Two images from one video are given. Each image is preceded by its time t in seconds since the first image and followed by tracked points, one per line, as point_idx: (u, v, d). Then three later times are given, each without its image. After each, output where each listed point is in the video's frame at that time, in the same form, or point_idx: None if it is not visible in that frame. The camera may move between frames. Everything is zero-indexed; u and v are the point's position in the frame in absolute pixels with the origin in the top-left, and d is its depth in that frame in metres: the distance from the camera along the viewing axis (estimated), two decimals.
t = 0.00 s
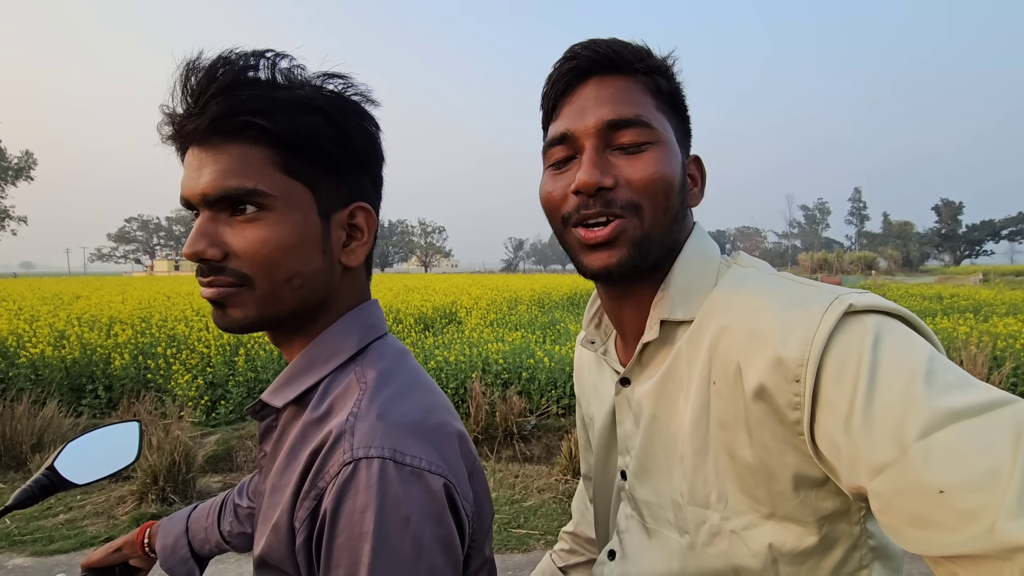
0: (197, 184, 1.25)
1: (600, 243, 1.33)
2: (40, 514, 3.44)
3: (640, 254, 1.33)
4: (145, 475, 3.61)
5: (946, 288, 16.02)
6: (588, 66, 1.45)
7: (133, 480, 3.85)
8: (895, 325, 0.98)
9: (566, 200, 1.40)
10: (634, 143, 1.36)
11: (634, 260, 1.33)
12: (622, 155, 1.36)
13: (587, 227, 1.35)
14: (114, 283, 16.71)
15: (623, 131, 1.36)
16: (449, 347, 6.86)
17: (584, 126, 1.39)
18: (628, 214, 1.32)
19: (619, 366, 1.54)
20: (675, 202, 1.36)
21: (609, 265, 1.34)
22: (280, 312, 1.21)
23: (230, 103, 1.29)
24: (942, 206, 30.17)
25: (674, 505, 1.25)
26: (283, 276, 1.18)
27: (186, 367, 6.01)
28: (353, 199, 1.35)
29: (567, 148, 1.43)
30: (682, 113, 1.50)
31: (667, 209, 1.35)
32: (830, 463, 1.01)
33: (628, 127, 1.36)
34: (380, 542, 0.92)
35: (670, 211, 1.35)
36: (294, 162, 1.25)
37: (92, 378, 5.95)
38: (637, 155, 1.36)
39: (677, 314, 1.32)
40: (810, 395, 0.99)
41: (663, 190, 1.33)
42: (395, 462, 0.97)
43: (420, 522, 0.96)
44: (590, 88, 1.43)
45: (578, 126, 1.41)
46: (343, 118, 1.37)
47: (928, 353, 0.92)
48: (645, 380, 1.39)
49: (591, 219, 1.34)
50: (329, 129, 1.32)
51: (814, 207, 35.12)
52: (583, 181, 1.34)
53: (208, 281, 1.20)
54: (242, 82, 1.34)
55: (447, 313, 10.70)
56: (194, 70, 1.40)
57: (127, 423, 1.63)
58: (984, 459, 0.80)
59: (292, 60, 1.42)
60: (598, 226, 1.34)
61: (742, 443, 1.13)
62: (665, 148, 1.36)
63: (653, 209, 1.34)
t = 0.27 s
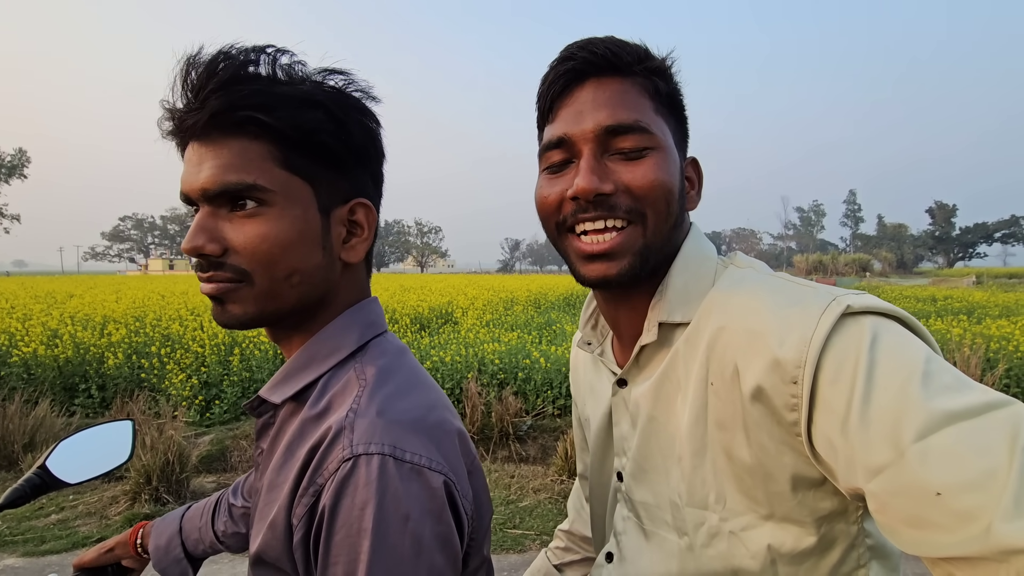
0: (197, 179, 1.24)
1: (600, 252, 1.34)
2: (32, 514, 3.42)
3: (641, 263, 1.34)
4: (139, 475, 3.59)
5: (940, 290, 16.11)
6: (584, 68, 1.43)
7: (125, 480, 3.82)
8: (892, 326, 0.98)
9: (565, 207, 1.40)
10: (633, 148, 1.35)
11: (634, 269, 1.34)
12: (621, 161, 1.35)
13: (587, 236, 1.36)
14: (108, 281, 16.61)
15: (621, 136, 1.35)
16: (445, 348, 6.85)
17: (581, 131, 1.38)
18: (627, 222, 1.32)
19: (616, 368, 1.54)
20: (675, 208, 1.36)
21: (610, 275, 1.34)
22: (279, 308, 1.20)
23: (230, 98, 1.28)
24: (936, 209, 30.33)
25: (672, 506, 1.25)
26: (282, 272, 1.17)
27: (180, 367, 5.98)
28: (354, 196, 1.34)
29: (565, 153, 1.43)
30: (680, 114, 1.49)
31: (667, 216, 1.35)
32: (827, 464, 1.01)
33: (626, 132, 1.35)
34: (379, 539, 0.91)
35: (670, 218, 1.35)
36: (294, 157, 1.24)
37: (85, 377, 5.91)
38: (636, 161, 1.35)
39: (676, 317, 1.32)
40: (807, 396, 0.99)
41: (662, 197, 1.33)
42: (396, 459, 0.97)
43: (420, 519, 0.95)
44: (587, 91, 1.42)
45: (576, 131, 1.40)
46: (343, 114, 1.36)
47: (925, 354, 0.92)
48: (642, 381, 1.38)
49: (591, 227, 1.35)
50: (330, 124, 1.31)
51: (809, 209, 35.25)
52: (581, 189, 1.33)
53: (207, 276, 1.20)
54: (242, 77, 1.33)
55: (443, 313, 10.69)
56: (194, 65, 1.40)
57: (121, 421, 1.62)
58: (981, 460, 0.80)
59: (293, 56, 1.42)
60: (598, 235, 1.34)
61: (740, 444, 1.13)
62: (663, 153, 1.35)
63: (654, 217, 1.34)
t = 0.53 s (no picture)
0: (210, 175, 1.24)
1: (606, 237, 1.34)
2: (26, 515, 3.40)
3: (641, 257, 1.35)
4: (134, 476, 3.57)
5: (934, 292, 16.20)
6: (628, 53, 1.42)
7: (121, 481, 3.80)
8: (888, 322, 0.99)
9: (580, 189, 1.39)
10: (658, 145, 1.35)
11: (632, 261, 1.35)
12: (644, 156, 1.35)
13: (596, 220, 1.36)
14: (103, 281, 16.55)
15: (651, 130, 1.35)
16: (441, 348, 6.84)
17: (612, 117, 1.37)
18: (636, 216, 1.33)
19: (615, 362, 1.54)
20: (687, 211, 1.36)
21: (608, 262, 1.36)
22: (290, 303, 1.20)
23: (244, 93, 1.28)
24: (930, 212, 30.49)
25: (673, 500, 1.25)
26: (293, 267, 1.17)
27: (176, 367, 5.96)
28: (364, 192, 1.34)
29: (590, 133, 1.42)
30: (710, 119, 1.49)
31: (677, 218, 1.35)
32: (825, 459, 1.01)
33: (656, 127, 1.35)
34: (388, 530, 0.91)
35: (680, 220, 1.36)
36: (306, 153, 1.24)
37: (80, 377, 5.88)
38: (659, 158, 1.35)
39: (674, 309, 1.32)
40: (804, 392, 1.00)
41: (675, 198, 1.34)
42: (404, 450, 0.97)
43: (429, 511, 0.95)
44: (627, 76, 1.40)
45: (607, 115, 1.39)
46: (355, 111, 1.36)
47: (923, 349, 0.93)
48: (641, 375, 1.39)
49: (601, 212, 1.35)
50: (341, 121, 1.31)
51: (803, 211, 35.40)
52: (600, 174, 1.33)
53: (219, 272, 1.19)
54: (255, 74, 1.33)
55: (440, 314, 10.68)
56: (207, 62, 1.40)
57: (121, 418, 1.61)
58: (979, 454, 0.80)
59: (304, 53, 1.42)
60: (606, 221, 1.34)
61: (738, 438, 1.13)
62: (687, 155, 1.36)
63: (662, 216, 1.34)
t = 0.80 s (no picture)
0: (208, 178, 1.23)
1: (616, 259, 1.34)
2: (19, 518, 3.37)
3: (654, 272, 1.35)
4: (129, 479, 3.55)
5: (929, 293, 16.26)
6: (616, 67, 1.41)
7: (116, 483, 3.78)
8: (903, 329, 0.98)
9: (584, 211, 1.39)
10: (659, 158, 1.34)
11: (647, 279, 1.35)
12: (646, 170, 1.35)
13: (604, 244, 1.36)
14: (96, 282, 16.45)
15: (649, 144, 1.34)
16: (438, 350, 6.83)
17: (608, 136, 1.37)
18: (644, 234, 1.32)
19: (624, 369, 1.53)
20: (693, 220, 1.36)
21: (623, 283, 1.36)
22: (290, 308, 1.19)
23: (244, 96, 1.27)
24: (924, 214, 30.63)
25: (682, 508, 1.24)
26: (292, 273, 1.16)
27: (171, 369, 5.92)
28: (365, 196, 1.33)
29: (587, 153, 1.41)
30: (706, 120, 1.49)
31: (684, 228, 1.34)
32: (838, 467, 1.01)
33: (654, 141, 1.34)
34: (387, 544, 0.90)
35: (687, 230, 1.35)
36: (306, 157, 1.23)
37: (74, 379, 5.84)
38: (660, 171, 1.34)
39: (685, 316, 1.31)
40: (817, 399, 0.99)
41: (681, 211, 1.33)
42: (404, 462, 0.96)
43: (431, 523, 0.94)
44: (617, 92, 1.40)
45: (603, 134, 1.39)
46: (357, 115, 1.35)
47: (938, 356, 0.92)
48: (650, 382, 1.38)
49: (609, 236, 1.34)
50: (343, 124, 1.31)
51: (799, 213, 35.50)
52: (604, 198, 1.32)
53: (216, 276, 1.18)
54: (256, 77, 1.32)
55: (436, 315, 10.66)
56: (207, 64, 1.39)
57: (114, 423, 1.60)
58: (997, 464, 0.80)
59: (306, 57, 1.41)
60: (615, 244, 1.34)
61: (749, 445, 1.13)
62: (688, 164, 1.35)
63: (670, 228, 1.34)
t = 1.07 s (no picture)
0: (201, 176, 1.23)
1: (610, 254, 1.34)
2: (16, 519, 3.36)
3: (648, 269, 1.35)
4: (126, 480, 3.54)
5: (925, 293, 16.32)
6: (613, 62, 1.42)
7: (112, 484, 3.77)
8: (896, 325, 0.99)
9: (580, 206, 1.39)
10: (655, 153, 1.35)
11: (640, 275, 1.36)
12: (641, 166, 1.35)
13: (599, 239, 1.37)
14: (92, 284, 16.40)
15: (645, 139, 1.35)
16: (436, 351, 6.82)
17: (604, 130, 1.38)
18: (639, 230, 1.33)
19: (619, 365, 1.53)
20: (688, 217, 1.37)
21: (616, 279, 1.36)
22: (284, 306, 1.20)
23: (237, 93, 1.27)
24: (920, 214, 30.75)
25: (676, 504, 1.25)
26: (286, 271, 1.17)
27: (168, 370, 5.91)
28: (359, 194, 1.33)
29: (583, 148, 1.42)
30: (701, 117, 1.50)
31: (678, 226, 1.35)
32: (830, 462, 1.02)
33: (650, 136, 1.35)
34: (382, 540, 0.91)
35: (681, 226, 1.36)
36: (300, 154, 1.23)
37: (70, 380, 5.83)
38: (656, 167, 1.35)
39: (680, 314, 1.32)
40: (809, 395, 1.00)
41: (676, 207, 1.34)
42: (399, 458, 0.96)
43: (425, 520, 0.94)
44: (614, 87, 1.41)
45: (599, 128, 1.39)
46: (351, 112, 1.35)
47: (929, 353, 0.93)
48: (645, 378, 1.39)
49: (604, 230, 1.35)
50: (337, 122, 1.31)
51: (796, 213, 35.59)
52: (599, 192, 1.33)
53: (210, 274, 1.18)
54: (250, 74, 1.32)
55: (434, 316, 10.66)
56: (200, 62, 1.39)
57: (112, 422, 1.60)
58: (986, 460, 0.81)
59: (299, 54, 1.41)
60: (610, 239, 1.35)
61: (742, 441, 1.14)
62: (684, 160, 1.36)
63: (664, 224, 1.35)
